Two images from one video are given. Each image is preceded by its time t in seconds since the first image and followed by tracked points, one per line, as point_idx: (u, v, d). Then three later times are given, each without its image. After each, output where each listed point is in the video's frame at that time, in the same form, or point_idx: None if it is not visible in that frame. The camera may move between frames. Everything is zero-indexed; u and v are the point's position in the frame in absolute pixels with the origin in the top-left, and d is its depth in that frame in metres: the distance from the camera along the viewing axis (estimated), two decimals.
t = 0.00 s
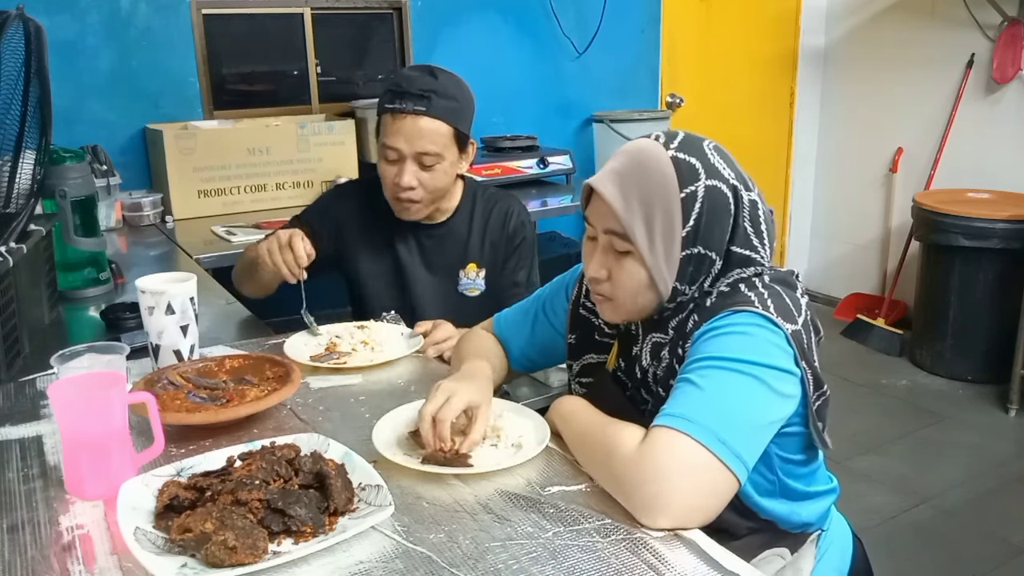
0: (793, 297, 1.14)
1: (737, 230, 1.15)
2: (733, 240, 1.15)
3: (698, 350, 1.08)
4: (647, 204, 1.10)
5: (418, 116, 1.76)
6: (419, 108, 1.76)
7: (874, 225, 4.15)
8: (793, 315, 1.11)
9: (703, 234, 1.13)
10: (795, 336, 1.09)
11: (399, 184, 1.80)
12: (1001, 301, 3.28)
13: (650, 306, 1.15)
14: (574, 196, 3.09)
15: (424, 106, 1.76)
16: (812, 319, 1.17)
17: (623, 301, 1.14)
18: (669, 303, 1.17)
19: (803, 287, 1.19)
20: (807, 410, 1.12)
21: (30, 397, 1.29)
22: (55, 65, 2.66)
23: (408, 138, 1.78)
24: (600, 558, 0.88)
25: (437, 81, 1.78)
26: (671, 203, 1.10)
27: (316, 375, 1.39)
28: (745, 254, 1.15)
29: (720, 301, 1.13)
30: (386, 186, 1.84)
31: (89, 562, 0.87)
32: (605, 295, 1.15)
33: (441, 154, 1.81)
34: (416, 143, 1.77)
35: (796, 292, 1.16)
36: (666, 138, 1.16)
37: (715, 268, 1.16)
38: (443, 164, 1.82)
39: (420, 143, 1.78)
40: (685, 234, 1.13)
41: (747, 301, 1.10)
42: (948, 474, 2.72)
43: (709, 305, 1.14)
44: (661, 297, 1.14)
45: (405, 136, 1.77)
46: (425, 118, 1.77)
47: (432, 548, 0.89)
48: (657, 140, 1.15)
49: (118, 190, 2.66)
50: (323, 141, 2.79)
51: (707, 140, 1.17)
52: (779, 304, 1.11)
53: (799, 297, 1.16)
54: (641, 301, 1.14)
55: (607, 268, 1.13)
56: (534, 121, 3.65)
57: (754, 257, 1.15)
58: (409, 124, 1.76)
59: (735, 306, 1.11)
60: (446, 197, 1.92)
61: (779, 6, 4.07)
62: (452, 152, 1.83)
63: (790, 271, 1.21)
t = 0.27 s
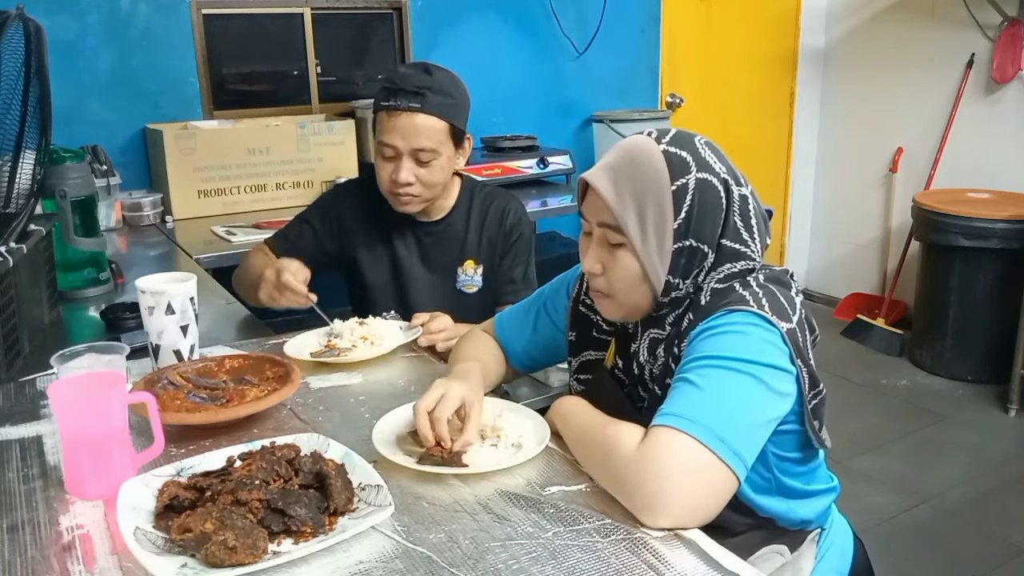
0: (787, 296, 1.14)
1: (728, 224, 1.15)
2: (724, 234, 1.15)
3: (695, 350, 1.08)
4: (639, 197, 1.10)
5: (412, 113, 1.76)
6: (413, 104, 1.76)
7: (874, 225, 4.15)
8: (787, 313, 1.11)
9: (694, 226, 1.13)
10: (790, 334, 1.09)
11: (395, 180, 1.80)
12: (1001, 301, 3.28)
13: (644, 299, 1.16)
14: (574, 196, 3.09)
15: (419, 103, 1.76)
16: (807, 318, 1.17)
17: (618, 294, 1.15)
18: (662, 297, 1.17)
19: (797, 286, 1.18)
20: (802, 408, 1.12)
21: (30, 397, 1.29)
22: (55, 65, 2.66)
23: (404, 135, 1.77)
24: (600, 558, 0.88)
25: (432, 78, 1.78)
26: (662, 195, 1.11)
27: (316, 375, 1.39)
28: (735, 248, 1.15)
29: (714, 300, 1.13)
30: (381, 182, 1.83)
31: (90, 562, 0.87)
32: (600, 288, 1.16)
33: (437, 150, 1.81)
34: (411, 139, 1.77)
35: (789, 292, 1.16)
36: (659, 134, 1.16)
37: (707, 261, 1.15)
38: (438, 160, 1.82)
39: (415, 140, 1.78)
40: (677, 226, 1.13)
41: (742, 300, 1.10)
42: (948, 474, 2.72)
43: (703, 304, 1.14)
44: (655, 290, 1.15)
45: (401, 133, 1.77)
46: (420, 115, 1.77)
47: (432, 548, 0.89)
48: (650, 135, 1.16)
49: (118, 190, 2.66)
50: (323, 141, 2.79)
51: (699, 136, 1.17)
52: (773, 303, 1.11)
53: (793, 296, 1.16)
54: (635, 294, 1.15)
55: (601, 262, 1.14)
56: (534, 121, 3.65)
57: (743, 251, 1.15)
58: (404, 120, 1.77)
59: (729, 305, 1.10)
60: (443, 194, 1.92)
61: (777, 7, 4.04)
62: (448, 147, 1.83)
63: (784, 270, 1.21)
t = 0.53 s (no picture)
0: (789, 297, 1.15)
1: (732, 226, 1.15)
2: (727, 236, 1.15)
3: (696, 350, 1.08)
4: (642, 197, 1.10)
5: (408, 110, 1.76)
6: (409, 102, 1.75)
7: (874, 225, 4.15)
8: (788, 314, 1.11)
9: (697, 228, 1.13)
10: (791, 334, 1.09)
11: (392, 179, 1.80)
12: (1001, 300, 3.28)
13: (646, 299, 1.16)
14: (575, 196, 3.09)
15: (414, 100, 1.75)
16: (808, 318, 1.17)
17: (619, 294, 1.15)
18: (664, 298, 1.17)
19: (799, 286, 1.19)
20: (803, 409, 1.12)
21: (30, 397, 1.29)
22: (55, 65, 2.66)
23: (400, 132, 1.77)
24: (600, 558, 0.88)
25: (427, 75, 1.77)
26: (665, 195, 1.11)
27: (316, 375, 1.39)
28: (738, 250, 1.15)
29: (717, 301, 1.13)
30: (380, 181, 1.84)
31: (90, 562, 0.87)
32: (602, 288, 1.16)
33: (434, 148, 1.80)
34: (408, 137, 1.77)
35: (791, 292, 1.17)
36: (663, 135, 1.16)
37: (710, 263, 1.15)
38: (435, 158, 1.82)
39: (411, 137, 1.77)
40: (680, 227, 1.13)
41: (744, 300, 1.10)
42: (948, 474, 2.72)
43: (705, 304, 1.14)
44: (657, 290, 1.15)
45: (397, 131, 1.76)
46: (416, 112, 1.76)
47: (432, 548, 0.89)
48: (654, 136, 1.16)
49: (118, 190, 2.66)
50: (323, 141, 2.79)
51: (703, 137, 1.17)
52: (775, 304, 1.11)
53: (795, 297, 1.16)
54: (637, 294, 1.15)
55: (603, 262, 1.14)
56: (534, 122, 3.65)
57: (746, 253, 1.15)
58: (399, 118, 1.76)
59: (731, 305, 1.11)
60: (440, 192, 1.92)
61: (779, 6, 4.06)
62: (444, 145, 1.83)
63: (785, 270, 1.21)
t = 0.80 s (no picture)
0: (790, 298, 1.15)
1: (734, 229, 1.15)
2: (730, 239, 1.15)
3: (697, 350, 1.08)
4: (644, 200, 1.10)
5: (405, 111, 1.76)
6: (404, 103, 1.76)
7: (874, 225, 4.15)
8: (790, 315, 1.11)
9: (699, 232, 1.13)
10: (792, 335, 1.09)
11: (390, 180, 1.80)
12: (1001, 300, 3.28)
13: (647, 303, 1.16)
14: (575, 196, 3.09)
15: (410, 101, 1.76)
16: (809, 319, 1.17)
17: (620, 297, 1.15)
18: (666, 302, 1.17)
19: (801, 288, 1.19)
20: (804, 410, 1.12)
21: (30, 397, 1.29)
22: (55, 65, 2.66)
23: (395, 133, 1.77)
24: (600, 558, 0.88)
25: (422, 76, 1.78)
26: (668, 198, 1.10)
27: (317, 375, 1.39)
28: (741, 254, 1.15)
29: (718, 302, 1.13)
30: (375, 182, 1.84)
31: (90, 562, 0.87)
32: (603, 291, 1.16)
33: (430, 148, 1.80)
34: (405, 137, 1.77)
35: (793, 293, 1.17)
36: (666, 138, 1.16)
37: (711, 266, 1.15)
38: (432, 158, 1.82)
39: (408, 137, 1.77)
40: (683, 231, 1.13)
41: (745, 301, 1.10)
42: (948, 474, 2.72)
43: (706, 306, 1.14)
44: (658, 293, 1.15)
45: (393, 131, 1.77)
46: (412, 113, 1.77)
47: (432, 548, 0.89)
48: (656, 139, 1.16)
49: (118, 190, 2.66)
50: (323, 141, 2.78)
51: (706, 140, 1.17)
52: (776, 305, 1.11)
53: (796, 298, 1.16)
54: (638, 297, 1.15)
55: (605, 264, 1.14)
56: (534, 121, 3.65)
57: (749, 256, 1.15)
58: (395, 118, 1.76)
59: (732, 306, 1.11)
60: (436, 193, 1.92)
61: (779, 6, 4.07)
62: (441, 145, 1.83)
63: (787, 271, 1.21)
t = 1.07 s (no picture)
0: (790, 298, 1.15)
1: (735, 230, 1.15)
2: (731, 240, 1.15)
3: (698, 351, 1.08)
4: (645, 200, 1.10)
5: (403, 112, 1.76)
6: (403, 104, 1.75)
7: (874, 225, 4.15)
8: (790, 315, 1.11)
9: (700, 232, 1.13)
10: (792, 335, 1.09)
11: (389, 181, 1.80)
12: (1001, 300, 3.28)
13: (647, 302, 1.16)
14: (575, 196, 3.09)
15: (409, 102, 1.75)
16: (809, 320, 1.17)
17: (620, 296, 1.15)
18: (666, 301, 1.17)
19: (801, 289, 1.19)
20: (804, 411, 1.12)
21: (30, 397, 1.28)
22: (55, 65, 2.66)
23: (395, 135, 1.77)
24: (600, 558, 0.88)
25: (421, 77, 1.77)
26: (669, 198, 1.10)
27: (317, 375, 1.39)
28: (741, 255, 1.15)
29: (718, 302, 1.13)
30: (374, 183, 1.83)
31: (90, 562, 0.87)
32: (603, 290, 1.16)
33: (429, 149, 1.80)
34: (404, 139, 1.77)
35: (793, 294, 1.17)
36: (667, 137, 1.16)
37: (711, 266, 1.15)
38: (431, 159, 1.81)
39: (407, 139, 1.77)
40: (683, 231, 1.13)
41: (745, 301, 1.10)
42: (948, 474, 2.72)
43: (706, 306, 1.14)
44: (658, 292, 1.15)
45: (392, 133, 1.77)
46: (410, 114, 1.76)
47: (432, 548, 0.89)
48: (658, 138, 1.16)
49: (118, 190, 2.66)
50: (323, 141, 2.78)
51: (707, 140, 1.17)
52: (776, 305, 1.11)
53: (796, 298, 1.16)
54: (638, 297, 1.15)
55: (605, 263, 1.14)
56: (534, 122, 3.65)
57: (749, 257, 1.15)
58: (394, 120, 1.76)
59: (732, 306, 1.11)
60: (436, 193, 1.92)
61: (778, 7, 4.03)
62: (439, 146, 1.82)
63: (787, 272, 1.21)
